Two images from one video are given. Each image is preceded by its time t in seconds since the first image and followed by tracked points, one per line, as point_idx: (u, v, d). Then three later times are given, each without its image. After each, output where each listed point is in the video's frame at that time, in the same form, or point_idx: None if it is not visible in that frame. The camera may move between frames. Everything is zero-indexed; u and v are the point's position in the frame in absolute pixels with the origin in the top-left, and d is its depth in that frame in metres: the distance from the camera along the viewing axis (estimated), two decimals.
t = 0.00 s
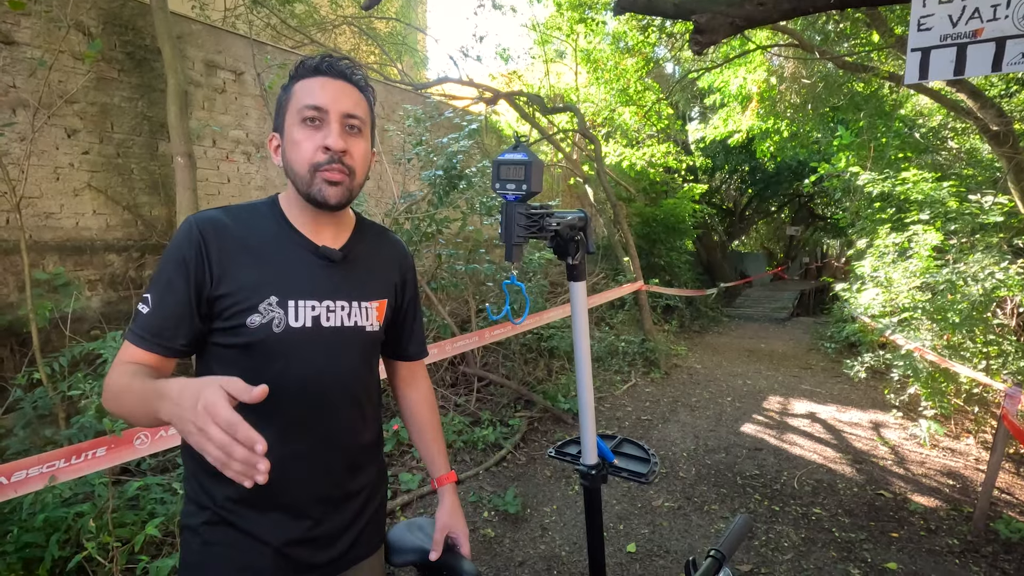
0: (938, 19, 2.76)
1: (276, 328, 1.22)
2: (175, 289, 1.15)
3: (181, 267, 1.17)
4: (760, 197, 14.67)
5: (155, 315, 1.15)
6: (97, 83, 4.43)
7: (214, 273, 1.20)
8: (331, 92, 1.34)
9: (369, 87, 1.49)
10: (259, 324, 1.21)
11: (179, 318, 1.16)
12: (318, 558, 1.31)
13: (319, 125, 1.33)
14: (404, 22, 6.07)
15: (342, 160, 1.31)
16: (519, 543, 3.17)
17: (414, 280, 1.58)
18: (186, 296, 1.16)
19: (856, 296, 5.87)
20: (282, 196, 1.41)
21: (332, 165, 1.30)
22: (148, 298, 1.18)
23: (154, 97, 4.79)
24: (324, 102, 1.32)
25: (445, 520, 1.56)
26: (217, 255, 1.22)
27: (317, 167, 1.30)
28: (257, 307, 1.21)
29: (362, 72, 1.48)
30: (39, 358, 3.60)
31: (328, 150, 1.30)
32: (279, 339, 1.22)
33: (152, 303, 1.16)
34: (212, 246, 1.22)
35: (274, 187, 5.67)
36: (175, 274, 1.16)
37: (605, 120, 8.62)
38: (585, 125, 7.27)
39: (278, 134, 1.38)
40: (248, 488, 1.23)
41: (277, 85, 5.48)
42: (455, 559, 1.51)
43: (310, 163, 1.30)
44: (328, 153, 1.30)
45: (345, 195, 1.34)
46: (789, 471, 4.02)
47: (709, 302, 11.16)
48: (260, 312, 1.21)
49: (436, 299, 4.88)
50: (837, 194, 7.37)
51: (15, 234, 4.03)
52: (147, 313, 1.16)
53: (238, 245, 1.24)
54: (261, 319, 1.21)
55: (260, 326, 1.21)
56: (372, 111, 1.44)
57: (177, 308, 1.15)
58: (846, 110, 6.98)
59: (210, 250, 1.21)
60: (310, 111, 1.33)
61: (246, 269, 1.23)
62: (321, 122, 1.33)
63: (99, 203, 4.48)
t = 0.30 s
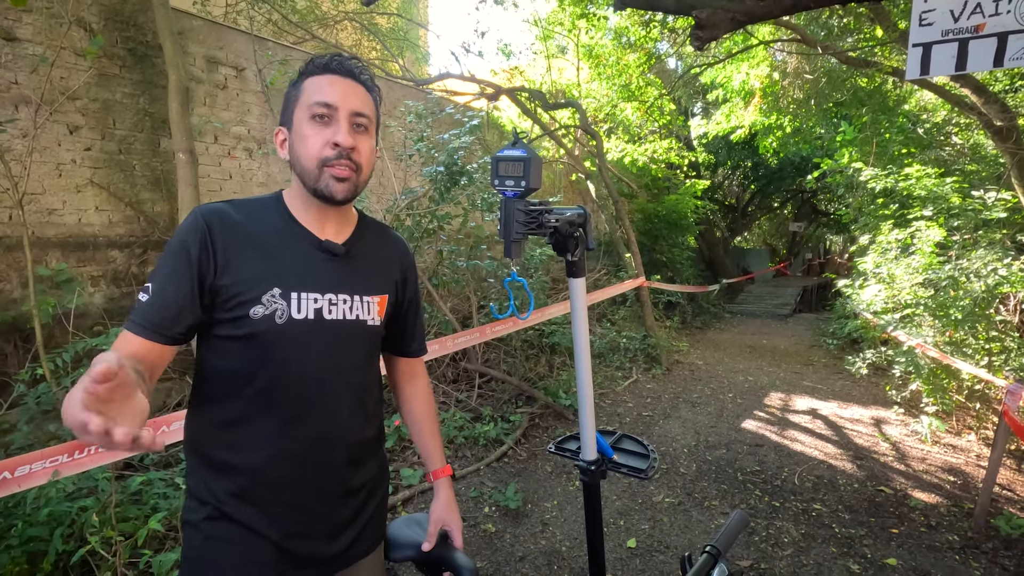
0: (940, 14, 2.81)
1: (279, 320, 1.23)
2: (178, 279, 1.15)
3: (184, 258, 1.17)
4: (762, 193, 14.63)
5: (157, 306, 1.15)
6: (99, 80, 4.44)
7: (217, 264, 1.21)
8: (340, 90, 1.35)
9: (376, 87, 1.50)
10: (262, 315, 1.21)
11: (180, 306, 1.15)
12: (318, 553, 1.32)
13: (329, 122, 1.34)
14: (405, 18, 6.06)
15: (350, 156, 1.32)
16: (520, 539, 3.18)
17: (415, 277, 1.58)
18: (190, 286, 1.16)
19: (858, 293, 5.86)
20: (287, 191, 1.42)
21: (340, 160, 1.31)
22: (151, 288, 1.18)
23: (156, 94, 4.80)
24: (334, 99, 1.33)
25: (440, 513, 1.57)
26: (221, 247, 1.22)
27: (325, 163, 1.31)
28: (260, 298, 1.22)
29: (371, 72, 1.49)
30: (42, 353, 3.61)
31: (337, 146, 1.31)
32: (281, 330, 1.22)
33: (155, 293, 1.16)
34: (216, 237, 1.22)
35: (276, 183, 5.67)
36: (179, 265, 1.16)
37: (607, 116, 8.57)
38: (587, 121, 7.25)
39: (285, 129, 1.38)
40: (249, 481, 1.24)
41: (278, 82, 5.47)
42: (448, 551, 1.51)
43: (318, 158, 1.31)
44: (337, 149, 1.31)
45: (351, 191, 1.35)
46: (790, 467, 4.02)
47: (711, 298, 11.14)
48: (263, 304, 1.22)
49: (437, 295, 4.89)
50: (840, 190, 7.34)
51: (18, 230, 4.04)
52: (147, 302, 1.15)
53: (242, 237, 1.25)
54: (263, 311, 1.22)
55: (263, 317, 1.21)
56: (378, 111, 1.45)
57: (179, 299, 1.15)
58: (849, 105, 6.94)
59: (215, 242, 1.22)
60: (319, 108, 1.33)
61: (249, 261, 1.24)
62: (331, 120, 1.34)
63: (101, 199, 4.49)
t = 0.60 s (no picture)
0: (945, 11, 2.80)
1: (292, 318, 1.24)
2: (192, 278, 1.16)
3: (198, 257, 1.18)
4: (766, 190, 14.58)
5: (171, 304, 1.16)
6: (103, 77, 4.45)
7: (231, 263, 1.22)
8: (360, 97, 1.36)
9: (392, 91, 1.51)
10: (275, 314, 1.22)
11: (196, 306, 1.16)
12: (328, 547, 1.33)
13: (347, 128, 1.34)
14: (409, 15, 6.06)
15: (368, 164, 1.33)
16: (524, 534, 3.20)
17: (422, 275, 1.60)
18: (204, 285, 1.17)
19: (862, 290, 5.84)
20: (299, 190, 1.42)
21: (359, 169, 1.32)
22: (165, 287, 1.18)
23: (160, 91, 4.81)
24: (354, 106, 1.34)
25: (444, 509, 1.58)
26: (235, 246, 1.23)
27: (343, 170, 1.32)
28: (274, 297, 1.23)
29: (386, 74, 1.50)
30: (48, 350, 3.63)
31: (356, 155, 1.32)
32: (295, 328, 1.24)
33: (169, 292, 1.17)
34: (230, 236, 1.23)
35: (280, 181, 5.67)
36: (193, 264, 1.17)
37: (610, 113, 8.56)
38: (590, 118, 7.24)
39: (302, 131, 1.38)
40: (261, 478, 1.25)
41: (282, 79, 5.47)
42: (451, 547, 1.53)
43: (337, 165, 1.32)
44: (356, 157, 1.32)
45: (366, 199, 1.36)
46: (793, 464, 4.03)
47: (714, 296, 11.13)
48: (276, 303, 1.23)
49: (441, 292, 4.90)
50: (844, 186, 7.31)
51: (24, 227, 4.07)
52: (165, 302, 1.16)
53: (255, 236, 1.26)
54: (277, 309, 1.23)
55: (277, 316, 1.22)
56: (395, 117, 1.46)
57: (193, 298, 1.16)
58: (854, 102, 6.92)
59: (228, 241, 1.23)
60: (339, 114, 1.34)
61: (263, 260, 1.25)
62: (349, 126, 1.35)
63: (106, 196, 4.51)
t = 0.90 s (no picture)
0: (953, 11, 2.81)
1: (305, 317, 1.26)
2: (207, 276, 1.18)
3: (213, 255, 1.20)
4: (771, 188, 14.53)
5: (186, 301, 1.18)
6: (111, 77, 4.48)
7: (245, 262, 1.24)
8: (367, 97, 1.37)
9: (400, 90, 1.52)
10: (288, 313, 1.24)
11: (211, 303, 1.18)
12: (338, 543, 1.35)
13: (355, 128, 1.36)
14: (414, 14, 6.07)
15: (376, 164, 1.35)
16: (529, 532, 3.21)
17: (432, 275, 1.61)
18: (218, 283, 1.19)
19: (868, 289, 5.83)
20: (311, 191, 1.44)
21: (367, 169, 1.34)
22: (180, 284, 1.20)
23: (167, 91, 4.84)
24: (361, 106, 1.35)
25: (461, 502, 1.60)
26: (249, 245, 1.25)
27: (352, 171, 1.33)
28: (286, 296, 1.25)
29: (393, 74, 1.51)
30: (58, 348, 3.67)
31: (364, 154, 1.33)
32: (307, 328, 1.25)
33: (184, 289, 1.19)
34: (244, 236, 1.25)
35: (286, 180, 5.69)
36: (208, 262, 1.19)
37: (615, 112, 8.54)
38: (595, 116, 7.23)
39: (311, 133, 1.40)
40: (273, 473, 1.27)
41: (288, 78, 5.49)
42: (465, 544, 1.55)
43: (345, 165, 1.33)
44: (364, 157, 1.33)
45: (376, 198, 1.38)
46: (798, 463, 4.03)
47: (719, 295, 11.11)
48: (289, 302, 1.25)
49: (446, 291, 4.92)
50: (849, 185, 7.28)
51: (33, 226, 4.11)
52: (179, 298, 1.18)
53: (268, 236, 1.28)
54: (289, 309, 1.25)
55: (289, 315, 1.24)
56: (402, 115, 1.47)
57: (207, 295, 1.18)
58: (860, 100, 6.90)
59: (243, 240, 1.25)
60: (346, 115, 1.36)
61: (276, 260, 1.27)
62: (357, 126, 1.36)
63: (114, 195, 4.54)
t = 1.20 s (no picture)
0: (951, 10, 2.82)
1: (306, 314, 1.27)
2: (208, 273, 1.20)
3: (215, 252, 1.22)
4: (774, 187, 14.50)
5: (186, 298, 1.20)
6: (116, 77, 4.52)
7: (247, 260, 1.25)
8: (362, 95, 1.39)
9: (397, 88, 1.53)
10: (289, 309, 1.26)
11: (211, 300, 1.20)
12: (339, 538, 1.37)
13: (351, 126, 1.38)
14: (417, 13, 6.08)
15: (372, 161, 1.36)
16: (531, 529, 3.23)
17: (433, 273, 1.63)
18: (220, 280, 1.21)
19: (871, 288, 5.82)
20: (311, 190, 1.46)
21: (363, 166, 1.35)
22: (182, 280, 1.22)
23: (172, 91, 4.88)
24: (356, 105, 1.37)
25: (459, 498, 1.64)
26: (251, 243, 1.27)
27: (349, 168, 1.35)
28: (288, 294, 1.27)
29: (389, 72, 1.53)
30: (64, 346, 3.70)
31: (359, 151, 1.35)
32: (308, 324, 1.27)
33: (185, 285, 1.21)
34: (246, 234, 1.27)
35: (290, 179, 5.72)
36: (210, 259, 1.21)
37: (618, 111, 8.54)
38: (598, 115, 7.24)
39: (310, 133, 1.43)
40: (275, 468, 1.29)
41: (291, 78, 5.52)
42: (463, 540, 1.57)
43: (342, 163, 1.35)
44: (360, 154, 1.35)
45: (374, 195, 1.39)
46: (800, 462, 4.03)
47: (722, 294, 11.09)
48: (290, 299, 1.27)
49: (448, 290, 4.94)
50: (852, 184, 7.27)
51: (39, 225, 4.15)
52: (181, 295, 1.20)
53: (270, 234, 1.30)
54: (291, 306, 1.26)
55: (291, 312, 1.26)
56: (399, 113, 1.49)
57: (208, 291, 1.19)
58: (863, 99, 6.89)
59: (244, 238, 1.26)
60: (342, 114, 1.38)
61: (278, 257, 1.28)
62: (353, 124, 1.38)
63: (119, 195, 4.58)
